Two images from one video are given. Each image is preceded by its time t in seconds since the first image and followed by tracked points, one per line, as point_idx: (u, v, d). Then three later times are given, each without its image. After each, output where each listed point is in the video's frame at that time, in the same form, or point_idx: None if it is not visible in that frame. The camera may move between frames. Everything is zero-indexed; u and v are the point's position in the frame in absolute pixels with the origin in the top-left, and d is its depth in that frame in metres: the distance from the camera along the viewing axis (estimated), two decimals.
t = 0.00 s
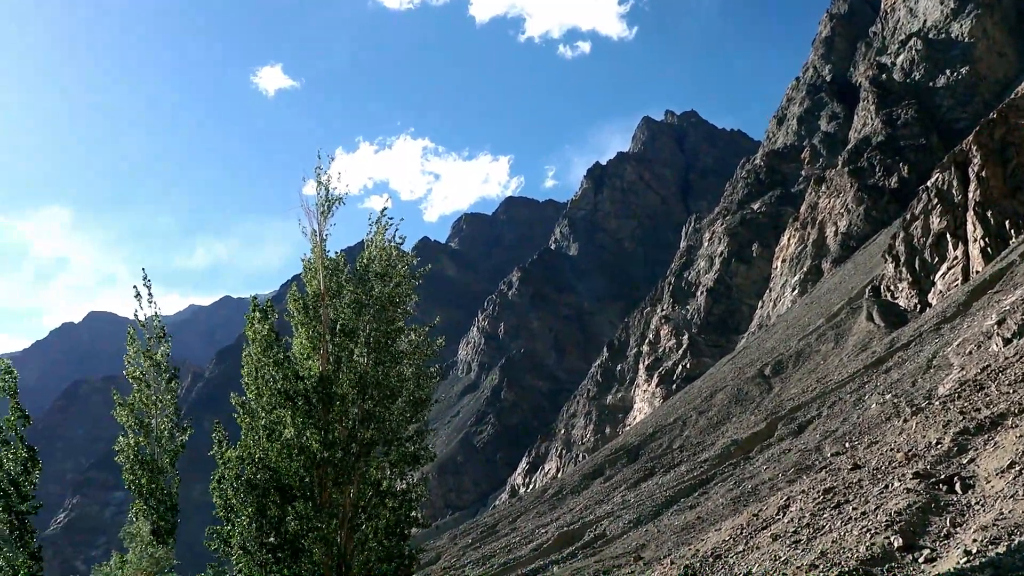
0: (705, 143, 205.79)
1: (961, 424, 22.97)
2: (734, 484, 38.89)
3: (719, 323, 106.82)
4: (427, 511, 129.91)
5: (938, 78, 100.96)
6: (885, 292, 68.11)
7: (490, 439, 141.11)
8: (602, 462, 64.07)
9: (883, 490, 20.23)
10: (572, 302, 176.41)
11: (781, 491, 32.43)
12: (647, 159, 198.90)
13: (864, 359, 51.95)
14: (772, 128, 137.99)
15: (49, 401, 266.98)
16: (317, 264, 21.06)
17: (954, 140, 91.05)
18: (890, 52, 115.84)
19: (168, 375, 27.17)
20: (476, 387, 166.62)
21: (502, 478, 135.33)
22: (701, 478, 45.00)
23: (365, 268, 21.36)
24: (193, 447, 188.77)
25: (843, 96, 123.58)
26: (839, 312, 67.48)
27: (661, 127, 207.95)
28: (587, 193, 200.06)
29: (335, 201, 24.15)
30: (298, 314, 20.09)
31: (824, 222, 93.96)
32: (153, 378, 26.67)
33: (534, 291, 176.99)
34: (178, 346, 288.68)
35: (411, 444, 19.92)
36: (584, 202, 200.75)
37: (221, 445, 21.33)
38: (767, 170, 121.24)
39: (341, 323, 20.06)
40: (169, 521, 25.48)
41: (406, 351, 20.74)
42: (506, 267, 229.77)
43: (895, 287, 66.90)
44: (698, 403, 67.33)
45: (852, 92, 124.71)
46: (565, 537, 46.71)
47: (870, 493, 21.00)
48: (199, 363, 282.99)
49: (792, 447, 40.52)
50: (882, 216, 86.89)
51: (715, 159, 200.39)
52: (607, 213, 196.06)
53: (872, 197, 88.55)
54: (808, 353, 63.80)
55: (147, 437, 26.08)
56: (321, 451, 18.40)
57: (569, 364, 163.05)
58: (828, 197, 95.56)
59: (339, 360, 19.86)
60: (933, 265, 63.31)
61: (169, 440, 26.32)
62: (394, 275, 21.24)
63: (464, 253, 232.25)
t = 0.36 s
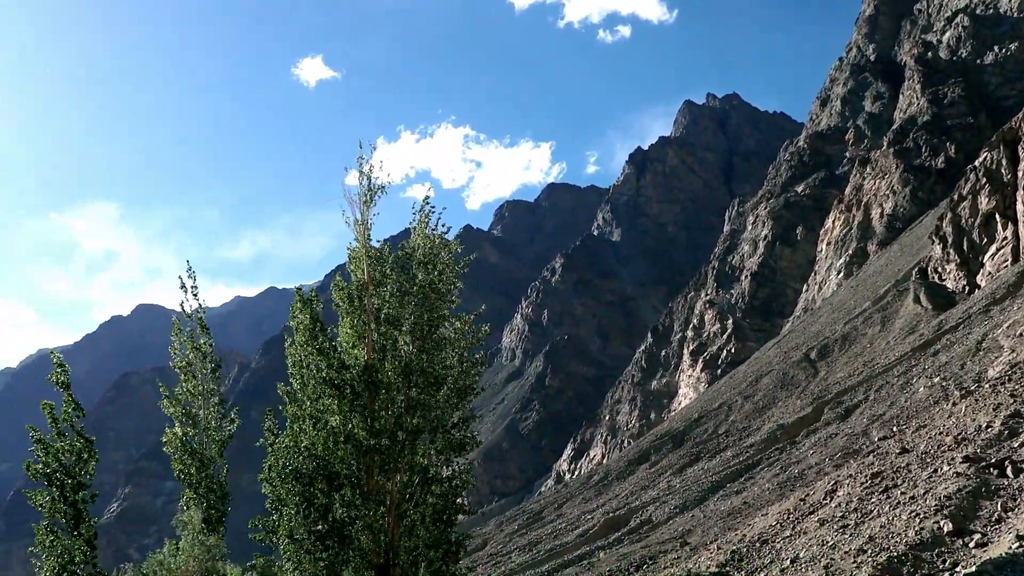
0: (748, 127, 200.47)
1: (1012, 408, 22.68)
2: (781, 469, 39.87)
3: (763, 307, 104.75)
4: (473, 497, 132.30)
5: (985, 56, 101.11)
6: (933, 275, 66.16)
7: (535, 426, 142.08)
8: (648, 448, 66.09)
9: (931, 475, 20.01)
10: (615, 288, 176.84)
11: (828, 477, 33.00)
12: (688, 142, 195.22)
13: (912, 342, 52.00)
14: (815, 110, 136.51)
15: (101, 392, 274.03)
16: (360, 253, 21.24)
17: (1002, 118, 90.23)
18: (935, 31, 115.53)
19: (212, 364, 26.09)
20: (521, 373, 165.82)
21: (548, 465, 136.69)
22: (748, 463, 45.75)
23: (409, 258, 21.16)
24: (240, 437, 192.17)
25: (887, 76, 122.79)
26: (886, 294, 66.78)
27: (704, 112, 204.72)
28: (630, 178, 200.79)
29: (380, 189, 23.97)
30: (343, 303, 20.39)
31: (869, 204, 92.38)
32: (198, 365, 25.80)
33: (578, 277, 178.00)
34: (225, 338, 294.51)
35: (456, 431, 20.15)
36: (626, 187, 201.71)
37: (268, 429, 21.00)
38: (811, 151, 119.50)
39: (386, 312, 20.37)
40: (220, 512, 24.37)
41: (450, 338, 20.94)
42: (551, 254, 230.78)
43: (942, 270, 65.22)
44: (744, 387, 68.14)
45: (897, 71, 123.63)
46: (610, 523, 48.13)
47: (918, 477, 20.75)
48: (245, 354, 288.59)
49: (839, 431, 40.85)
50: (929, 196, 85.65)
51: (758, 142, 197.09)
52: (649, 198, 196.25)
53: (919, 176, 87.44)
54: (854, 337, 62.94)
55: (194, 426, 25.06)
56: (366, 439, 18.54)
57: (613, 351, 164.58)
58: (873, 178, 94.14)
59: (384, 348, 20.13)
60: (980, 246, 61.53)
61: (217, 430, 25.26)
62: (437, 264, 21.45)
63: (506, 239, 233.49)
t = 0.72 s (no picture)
0: (802, 108, 194.38)
1: None
2: (839, 454, 41.49)
3: (819, 290, 102.95)
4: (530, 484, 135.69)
5: None
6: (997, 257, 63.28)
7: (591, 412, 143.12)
8: (705, 433, 66.87)
9: (996, 459, 19.64)
10: (669, 272, 174.07)
11: (887, 461, 34.37)
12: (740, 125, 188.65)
13: (973, 324, 52.32)
14: (870, 90, 133.20)
15: (162, 383, 281.30)
16: (416, 241, 21.37)
17: None
18: (994, 3, 112.31)
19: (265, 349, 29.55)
20: (577, 360, 168.26)
21: (605, 451, 138.64)
22: (805, 447, 47.88)
23: (463, 245, 21.59)
24: (298, 425, 196.23)
25: (945, 54, 120.21)
26: (945, 275, 65.55)
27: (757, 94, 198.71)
28: (682, 163, 193.34)
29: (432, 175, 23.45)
30: (400, 291, 20.85)
31: (926, 183, 91.60)
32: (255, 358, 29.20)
33: (632, 262, 176.86)
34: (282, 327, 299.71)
35: (513, 418, 20.34)
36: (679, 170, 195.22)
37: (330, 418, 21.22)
38: (867, 132, 118.39)
39: (441, 299, 20.46)
40: (280, 499, 27.40)
41: (504, 325, 20.94)
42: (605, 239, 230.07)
43: (1004, 249, 63.04)
44: (802, 371, 68.13)
45: (955, 50, 120.68)
46: (668, 508, 51.36)
47: (982, 461, 20.36)
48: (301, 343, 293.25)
49: (900, 415, 42.24)
50: (989, 174, 84.24)
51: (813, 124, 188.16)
52: (702, 182, 189.04)
53: (979, 155, 85.97)
54: (913, 320, 62.37)
55: (251, 416, 28.27)
56: (424, 427, 18.60)
57: (668, 336, 162.63)
58: (930, 158, 92.99)
59: (440, 336, 20.30)
60: None
61: (270, 418, 28.48)
62: (492, 252, 21.60)
63: (559, 225, 233.52)
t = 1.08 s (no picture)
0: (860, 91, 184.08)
1: None
2: (901, 442, 42.34)
3: (877, 276, 102.23)
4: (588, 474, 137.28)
5: None
6: None
7: (648, 402, 143.25)
8: (763, 422, 68.15)
9: None
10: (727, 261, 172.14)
11: (948, 450, 35.76)
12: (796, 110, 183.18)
13: None
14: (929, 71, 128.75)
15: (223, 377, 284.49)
16: (472, 236, 22.21)
17: None
18: None
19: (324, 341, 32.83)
20: (632, 350, 165.62)
21: (661, 440, 138.75)
22: (865, 436, 49.36)
23: (517, 236, 22.18)
24: (354, 418, 197.37)
25: (1007, 33, 115.35)
26: (1009, 258, 63.33)
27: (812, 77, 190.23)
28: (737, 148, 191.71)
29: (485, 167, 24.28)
30: (456, 283, 21.50)
31: (988, 164, 89.13)
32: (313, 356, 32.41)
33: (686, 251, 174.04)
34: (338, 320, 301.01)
35: (570, 408, 20.97)
36: (733, 157, 192.14)
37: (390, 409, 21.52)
38: (925, 114, 113.36)
39: (496, 290, 20.86)
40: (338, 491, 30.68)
41: (560, 317, 21.62)
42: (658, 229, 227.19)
43: None
44: (860, 359, 67.75)
45: (1020, 26, 115.18)
46: (726, 498, 53.70)
47: None
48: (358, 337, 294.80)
49: (961, 402, 42.48)
50: None
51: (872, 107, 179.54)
52: (758, 168, 185.99)
53: None
54: (976, 305, 61.27)
55: (310, 409, 31.55)
56: (482, 417, 19.00)
57: (726, 324, 160.60)
58: (992, 139, 90.39)
59: (496, 327, 20.68)
60: None
61: (329, 410, 31.74)
62: (546, 245, 22.14)
63: (614, 214, 231.78)
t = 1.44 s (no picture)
0: (920, 84, 181.56)
1: None
2: (970, 440, 42.74)
3: (941, 270, 100.67)
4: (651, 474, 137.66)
5: None
6: None
7: (710, 401, 142.35)
8: (828, 421, 70.24)
9: None
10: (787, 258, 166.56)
11: (1017, 447, 35.62)
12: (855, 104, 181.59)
13: None
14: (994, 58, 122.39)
15: (285, 381, 286.53)
16: (532, 233, 22.08)
17: None
18: None
19: (389, 348, 33.91)
20: (695, 349, 165.39)
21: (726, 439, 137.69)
22: (932, 435, 50.58)
23: (577, 233, 21.87)
24: (416, 422, 196.50)
25: None
26: None
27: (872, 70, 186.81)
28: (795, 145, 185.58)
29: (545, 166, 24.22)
30: (516, 284, 21.93)
31: None
32: (378, 355, 33.77)
33: (747, 249, 171.06)
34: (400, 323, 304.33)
35: (633, 409, 20.64)
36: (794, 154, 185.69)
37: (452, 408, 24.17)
38: (990, 104, 110.62)
39: (556, 291, 21.21)
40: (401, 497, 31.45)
41: (623, 315, 21.18)
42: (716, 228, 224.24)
43: None
44: (926, 355, 67.97)
45: None
46: (791, 498, 55.99)
47: None
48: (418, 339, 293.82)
49: None
50: None
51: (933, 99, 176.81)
52: (817, 163, 179.67)
53: None
54: None
55: (373, 411, 33.07)
56: (543, 418, 19.62)
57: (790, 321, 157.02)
58: None
59: (556, 328, 21.05)
60: None
61: (392, 414, 33.19)
62: (606, 242, 21.67)
63: (673, 213, 229.86)
